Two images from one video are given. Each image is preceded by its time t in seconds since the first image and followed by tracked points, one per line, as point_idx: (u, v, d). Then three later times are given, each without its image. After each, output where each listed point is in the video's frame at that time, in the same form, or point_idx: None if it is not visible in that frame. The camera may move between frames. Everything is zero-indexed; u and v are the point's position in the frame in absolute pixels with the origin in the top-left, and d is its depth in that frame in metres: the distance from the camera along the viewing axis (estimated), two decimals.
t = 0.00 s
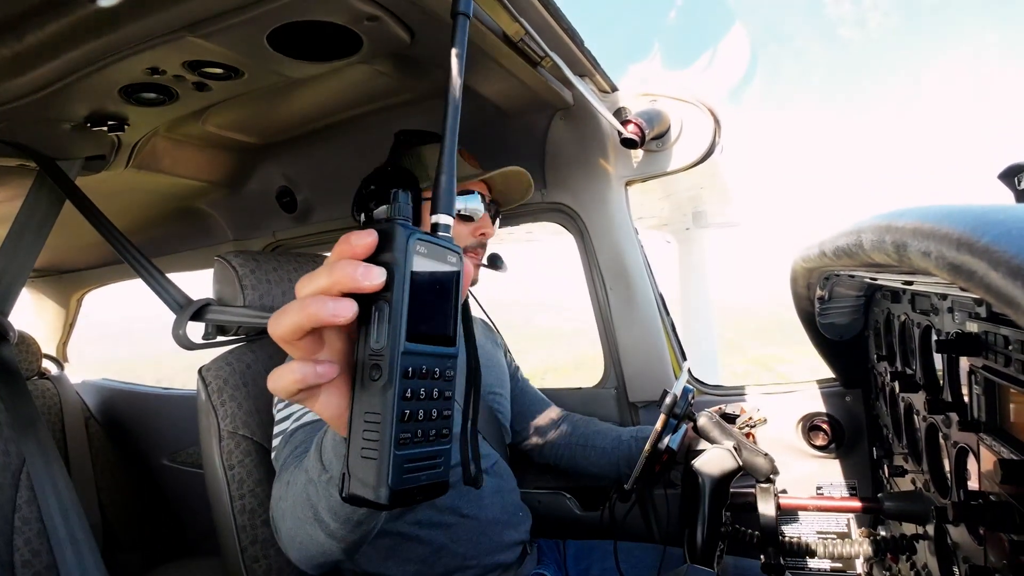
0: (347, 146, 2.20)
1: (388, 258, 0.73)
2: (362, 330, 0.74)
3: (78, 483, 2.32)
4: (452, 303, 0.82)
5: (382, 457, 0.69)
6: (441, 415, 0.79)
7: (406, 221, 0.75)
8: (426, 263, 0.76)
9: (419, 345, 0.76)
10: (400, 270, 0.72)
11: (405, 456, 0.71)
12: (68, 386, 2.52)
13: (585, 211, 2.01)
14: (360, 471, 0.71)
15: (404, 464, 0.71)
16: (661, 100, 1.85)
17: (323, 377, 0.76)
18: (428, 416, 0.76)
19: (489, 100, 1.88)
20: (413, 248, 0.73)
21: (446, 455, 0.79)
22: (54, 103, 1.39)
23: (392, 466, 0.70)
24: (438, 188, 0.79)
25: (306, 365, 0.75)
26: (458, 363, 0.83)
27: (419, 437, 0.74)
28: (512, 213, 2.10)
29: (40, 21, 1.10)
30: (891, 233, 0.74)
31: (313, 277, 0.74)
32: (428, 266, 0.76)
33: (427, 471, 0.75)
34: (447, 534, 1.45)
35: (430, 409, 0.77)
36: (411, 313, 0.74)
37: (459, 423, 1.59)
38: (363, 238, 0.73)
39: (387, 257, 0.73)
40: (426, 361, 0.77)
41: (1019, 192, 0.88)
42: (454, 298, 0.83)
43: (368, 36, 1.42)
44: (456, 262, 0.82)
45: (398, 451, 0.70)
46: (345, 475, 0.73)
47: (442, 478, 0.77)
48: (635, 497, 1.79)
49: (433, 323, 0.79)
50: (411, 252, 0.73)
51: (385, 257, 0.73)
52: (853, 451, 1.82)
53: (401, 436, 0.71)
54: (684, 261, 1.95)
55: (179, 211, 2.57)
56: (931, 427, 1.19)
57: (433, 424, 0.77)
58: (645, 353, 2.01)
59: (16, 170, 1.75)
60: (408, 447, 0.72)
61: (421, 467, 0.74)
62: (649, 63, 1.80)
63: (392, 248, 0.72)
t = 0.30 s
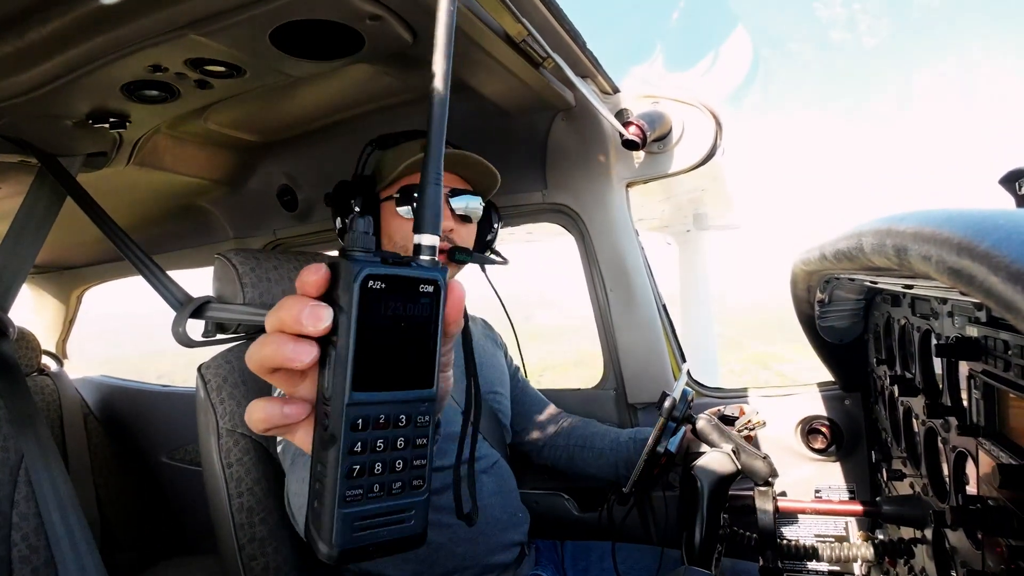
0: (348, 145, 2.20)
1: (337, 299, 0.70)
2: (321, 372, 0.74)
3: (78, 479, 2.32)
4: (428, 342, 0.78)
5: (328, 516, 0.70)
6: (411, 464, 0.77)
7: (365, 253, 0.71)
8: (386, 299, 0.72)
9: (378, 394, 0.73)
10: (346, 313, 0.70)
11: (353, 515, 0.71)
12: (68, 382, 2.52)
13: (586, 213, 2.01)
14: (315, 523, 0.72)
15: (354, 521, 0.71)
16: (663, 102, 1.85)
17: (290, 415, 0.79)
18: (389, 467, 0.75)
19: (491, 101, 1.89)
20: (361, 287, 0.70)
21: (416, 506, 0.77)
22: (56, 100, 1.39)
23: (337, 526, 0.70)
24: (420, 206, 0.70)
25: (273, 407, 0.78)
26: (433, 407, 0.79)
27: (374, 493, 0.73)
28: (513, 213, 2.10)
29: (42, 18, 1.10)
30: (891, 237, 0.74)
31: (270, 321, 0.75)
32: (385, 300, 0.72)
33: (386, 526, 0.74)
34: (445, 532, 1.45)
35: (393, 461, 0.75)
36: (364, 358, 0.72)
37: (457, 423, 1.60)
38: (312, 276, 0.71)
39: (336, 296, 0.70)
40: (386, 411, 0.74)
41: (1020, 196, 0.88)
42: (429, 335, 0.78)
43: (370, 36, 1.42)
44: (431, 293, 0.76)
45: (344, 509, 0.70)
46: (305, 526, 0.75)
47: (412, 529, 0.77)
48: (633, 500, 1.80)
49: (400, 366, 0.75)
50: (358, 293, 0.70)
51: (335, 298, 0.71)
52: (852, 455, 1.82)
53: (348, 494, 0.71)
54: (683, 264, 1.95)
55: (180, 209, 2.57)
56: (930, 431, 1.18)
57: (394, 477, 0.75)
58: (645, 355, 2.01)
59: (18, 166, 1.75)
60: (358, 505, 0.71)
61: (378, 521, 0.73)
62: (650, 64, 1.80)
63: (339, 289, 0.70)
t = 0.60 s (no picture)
0: (349, 144, 2.19)
1: (365, 324, 0.67)
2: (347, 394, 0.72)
3: (77, 477, 2.32)
4: (458, 371, 0.73)
5: (343, 543, 0.66)
6: (432, 494, 0.73)
7: (395, 275, 0.68)
8: (416, 326, 0.68)
9: (401, 420, 0.69)
10: (372, 339, 0.66)
11: (370, 543, 0.67)
12: (67, 380, 2.52)
13: (586, 214, 2.01)
14: (331, 549, 0.68)
15: (370, 550, 0.67)
16: (664, 103, 1.85)
17: (312, 432, 0.78)
18: (410, 496, 0.70)
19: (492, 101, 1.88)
20: (389, 312, 0.66)
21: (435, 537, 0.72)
22: (57, 97, 1.39)
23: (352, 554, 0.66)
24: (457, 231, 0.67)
25: (297, 424, 0.77)
26: (458, 438, 0.74)
27: (391, 521, 0.69)
28: (514, 213, 2.10)
29: (44, 16, 1.10)
30: (891, 239, 0.74)
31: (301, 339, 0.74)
32: (413, 326, 0.68)
33: (402, 557, 0.69)
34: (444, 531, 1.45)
35: (414, 489, 0.71)
36: (389, 385, 0.68)
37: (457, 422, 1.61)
38: (340, 297, 0.69)
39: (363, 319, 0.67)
40: (409, 439, 0.70)
41: (1021, 198, 0.88)
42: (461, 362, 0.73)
43: (372, 35, 1.42)
44: (462, 320, 0.71)
45: (360, 537, 0.66)
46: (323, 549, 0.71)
47: (431, 561, 0.72)
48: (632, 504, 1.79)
49: (426, 394, 0.71)
50: (386, 318, 0.66)
51: (362, 322, 0.67)
52: (852, 457, 1.82)
53: (365, 521, 0.67)
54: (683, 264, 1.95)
55: (180, 207, 2.57)
56: (930, 434, 1.18)
57: (415, 506, 0.71)
58: (646, 356, 2.01)
59: (18, 164, 1.75)
60: (375, 533, 0.67)
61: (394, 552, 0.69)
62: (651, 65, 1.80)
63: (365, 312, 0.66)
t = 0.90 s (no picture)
0: (350, 145, 2.20)
1: (355, 325, 0.67)
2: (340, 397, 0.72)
3: (74, 475, 2.32)
4: (446, 375, 0.72)
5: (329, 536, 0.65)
6: (421, 492, 0.70)
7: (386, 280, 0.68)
8: (405, 331, 0.68)
9: (389, 419, 0.68)
10: (362, 339, 0.66)
11: (354, 539, 0.65)
12: (65, 377, 2.52)
13: (586, 216, 2.02)
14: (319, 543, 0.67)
15: (355, 546, 0.65)
16: (665, 107, 1.86)
17: (306, 434, 0.78)
18: (397, 494, 0.68)
19: (493, 103, 1.89)
20: (378, 314, 0.66)
21: (423, 537, 0.70)
22: (58, 95, 1.39)
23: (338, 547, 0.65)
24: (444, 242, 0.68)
25: (291, 426, 0.77)
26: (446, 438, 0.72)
27: (378, 517, 0.67)
28: (515, 215, 2.11)
29: (46, 13, 1.10)
30: (891, 244, 0.75)
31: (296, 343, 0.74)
32: (404, 330, 0.68)
33: (389, 555, 0.67)
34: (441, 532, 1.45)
35: (402, 487, 0.69)
36: (378, 385, 0.67)
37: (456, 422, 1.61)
38: (334, 300, 0.69)
39: (354, 323, 0.67)
40: (397, 437, 0.69)
41: (1019, 205, 0.89)
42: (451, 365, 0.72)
43: (373, 36, 1.42)
44: (450, 325, 0.70)
45: (345, 531, 0.65)
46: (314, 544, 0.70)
47: (418, 562, 0.69)
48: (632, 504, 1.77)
49: (415, 395, 0.70)
50: (375, 320, 0.66)
51: (353, 324, 0.68)
52: (850, 461, 1.82)
53: (351, 515, 0.65)
54: (683, 265, 1.97)
55: (180, 206, 2.57)
56: (927, 438, 1.19)
57: (401, 504, 0.69)
58: (644, 359, 2.01)
59: (19, 161, 1.75)
60: (361, 528, 0.66)
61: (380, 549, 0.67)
62: (652, 68, 1.80)
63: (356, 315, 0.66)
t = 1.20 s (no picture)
0: (349, 138, 2.19)
1: (378, 244, 0.72)
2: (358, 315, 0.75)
3: (74, 469, 2.32)
4: (458, 295, 0.78)
5: (356, 439, 0.69)
6: (437, 403, 0.75)
7: (403, 208, 0.73)
8: (423, 252, 0.73)
9: (409, 329, 0.73)
10: (387, 258, 0.71)
11: (382, 441, 0.70)
12: (65, 372, 2.52)
13: (585, 209, 2.01)
14: (343, 453, 0.71)
15: (382, 448, 0.70)
16: (664, 99, 1.85)
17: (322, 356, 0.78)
18: (417, 402, 0.73)
19: (492, 95, 1.88)
20: (401, 235, 0.72)
21: (440, 445, 0.75)
22: (55, 89, 1.38)
23: (364, 449, 0.69)
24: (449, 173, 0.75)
25: (308, 348, 0.78)
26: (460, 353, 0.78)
27: (401, 423, 0.71)
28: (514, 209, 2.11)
29: (42, 5, 1.10)
30: (891, 237, 0.74)
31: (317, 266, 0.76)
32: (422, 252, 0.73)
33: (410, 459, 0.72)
34: (440, 525, 1.45)
35: (421, 396, 0.74)
36: (400, 299, 0.73)
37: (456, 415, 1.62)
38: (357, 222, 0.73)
39: (375, 243, 0.72)
40: (416, 348, 0.74)
41: (1020, 199, 0.89)
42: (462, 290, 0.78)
43: (371, 29, 1.42)
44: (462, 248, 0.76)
45: (373, 433, 0.69)
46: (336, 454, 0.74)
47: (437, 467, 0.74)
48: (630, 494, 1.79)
49: (432, 311, 0.76)
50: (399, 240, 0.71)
51: (375, 245, 0.72)
52: (848, 453, 1.83)
53: (377, 420, 0.70)
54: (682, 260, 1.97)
55: (179, 200, 2.56)
56: (926, 431, 1.19)
57: (421, 412, 0.73)
58: (643, 352, 2.01)
59: (16, 155, 1.75)
60: (387, 432, 0.70)
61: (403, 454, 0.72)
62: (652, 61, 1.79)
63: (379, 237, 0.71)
